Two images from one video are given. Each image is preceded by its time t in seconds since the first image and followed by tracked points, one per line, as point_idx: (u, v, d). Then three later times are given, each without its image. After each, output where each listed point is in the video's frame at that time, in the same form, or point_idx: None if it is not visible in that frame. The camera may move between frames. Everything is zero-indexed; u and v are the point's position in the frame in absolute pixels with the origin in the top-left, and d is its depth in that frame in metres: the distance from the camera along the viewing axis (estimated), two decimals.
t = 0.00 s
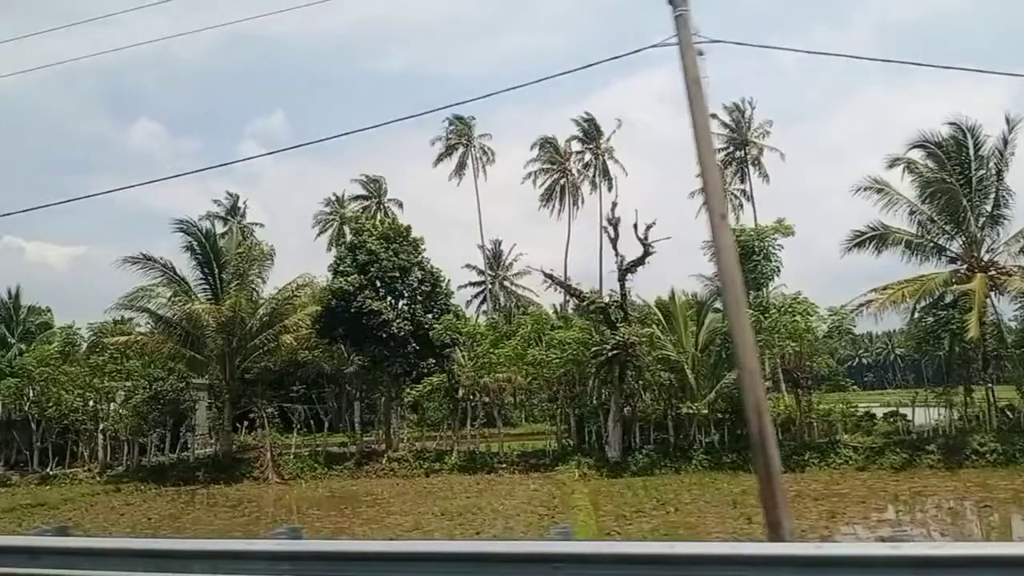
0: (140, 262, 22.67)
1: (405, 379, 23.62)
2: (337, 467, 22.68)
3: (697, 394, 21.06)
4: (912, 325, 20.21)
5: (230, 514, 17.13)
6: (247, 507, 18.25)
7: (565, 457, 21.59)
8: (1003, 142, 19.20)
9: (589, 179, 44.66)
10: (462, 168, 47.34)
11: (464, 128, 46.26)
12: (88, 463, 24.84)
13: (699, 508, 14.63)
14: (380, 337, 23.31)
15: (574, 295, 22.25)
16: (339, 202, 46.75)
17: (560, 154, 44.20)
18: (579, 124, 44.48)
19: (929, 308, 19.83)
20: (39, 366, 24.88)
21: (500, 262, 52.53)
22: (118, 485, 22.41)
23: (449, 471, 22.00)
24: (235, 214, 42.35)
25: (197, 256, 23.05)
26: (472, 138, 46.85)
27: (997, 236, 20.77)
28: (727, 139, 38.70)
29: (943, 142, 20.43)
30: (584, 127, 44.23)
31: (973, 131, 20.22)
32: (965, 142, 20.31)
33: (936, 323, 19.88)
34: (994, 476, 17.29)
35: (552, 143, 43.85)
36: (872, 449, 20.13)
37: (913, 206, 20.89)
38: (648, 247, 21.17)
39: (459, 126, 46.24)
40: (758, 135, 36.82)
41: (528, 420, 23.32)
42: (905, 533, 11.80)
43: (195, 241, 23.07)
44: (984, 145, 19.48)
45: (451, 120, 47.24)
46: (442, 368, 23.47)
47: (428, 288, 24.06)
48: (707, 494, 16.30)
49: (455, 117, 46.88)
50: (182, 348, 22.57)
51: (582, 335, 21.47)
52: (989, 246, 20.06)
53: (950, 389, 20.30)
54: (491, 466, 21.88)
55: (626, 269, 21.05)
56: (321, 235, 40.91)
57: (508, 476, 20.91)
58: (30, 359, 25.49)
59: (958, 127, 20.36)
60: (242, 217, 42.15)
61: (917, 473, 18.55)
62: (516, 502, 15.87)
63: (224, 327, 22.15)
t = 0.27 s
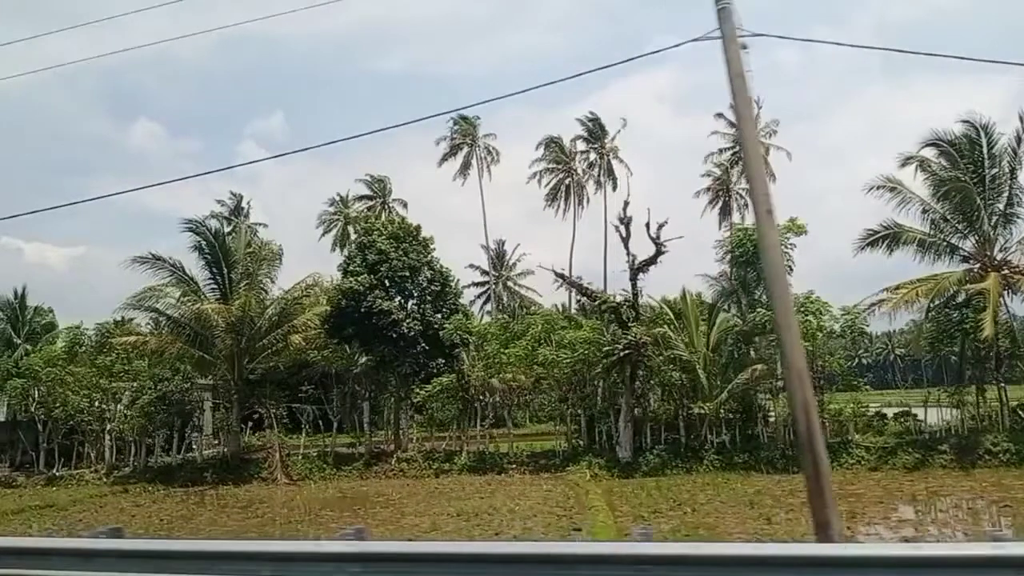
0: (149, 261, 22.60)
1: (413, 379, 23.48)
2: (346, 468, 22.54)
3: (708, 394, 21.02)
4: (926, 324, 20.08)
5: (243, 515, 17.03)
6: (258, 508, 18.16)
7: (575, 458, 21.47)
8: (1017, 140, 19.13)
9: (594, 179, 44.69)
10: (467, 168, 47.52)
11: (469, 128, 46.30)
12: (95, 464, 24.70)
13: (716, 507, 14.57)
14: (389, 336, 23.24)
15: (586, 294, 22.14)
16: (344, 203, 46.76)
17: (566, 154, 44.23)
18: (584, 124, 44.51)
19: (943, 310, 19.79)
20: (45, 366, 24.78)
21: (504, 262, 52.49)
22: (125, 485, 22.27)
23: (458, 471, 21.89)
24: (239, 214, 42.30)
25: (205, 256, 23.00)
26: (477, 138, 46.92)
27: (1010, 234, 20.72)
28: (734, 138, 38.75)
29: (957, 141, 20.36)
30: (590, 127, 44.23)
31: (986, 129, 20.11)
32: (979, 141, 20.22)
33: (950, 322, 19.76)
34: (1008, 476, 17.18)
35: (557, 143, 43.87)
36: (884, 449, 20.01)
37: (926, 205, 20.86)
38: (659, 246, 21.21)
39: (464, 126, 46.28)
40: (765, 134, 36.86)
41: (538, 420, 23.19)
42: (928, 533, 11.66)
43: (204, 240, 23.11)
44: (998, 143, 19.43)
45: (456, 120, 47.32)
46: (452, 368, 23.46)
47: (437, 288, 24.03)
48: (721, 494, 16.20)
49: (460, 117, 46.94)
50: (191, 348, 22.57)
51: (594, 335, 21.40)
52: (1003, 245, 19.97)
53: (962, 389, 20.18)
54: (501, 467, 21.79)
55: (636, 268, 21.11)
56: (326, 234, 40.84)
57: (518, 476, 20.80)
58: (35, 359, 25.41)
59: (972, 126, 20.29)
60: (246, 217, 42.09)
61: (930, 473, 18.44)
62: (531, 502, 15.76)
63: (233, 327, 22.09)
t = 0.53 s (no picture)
0: (153, 261, 22.37)
1: (419, 379, 23.32)
2: (352, 469, 22.39)
3: (716, 393, 21.00)
4: (935, 322, 20.02)
5: (253, 517, 16.89)
6: (267, 510, 18.04)
7: (584, 458, 21.38)
8: None
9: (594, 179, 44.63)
10: (466, 168, 47.41)
11: (468, 127, 46.17)
12: (98, 466, 24.50)
13: (731, 506, 14.51)
14: (395, 337, 23.10)
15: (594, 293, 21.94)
16: (343, 203, 46.55)
17: (566, 153, 44.14)
18: (584, 124, 44.43)
19: (954, 308, 19.68)
20: (47, 368, 24.56)
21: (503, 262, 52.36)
22: (129, 488, 22.08)
23: (466, 471, 21.79)
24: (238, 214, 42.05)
25: (208, 257, 22.77)
26: (476, 138, 46.77)
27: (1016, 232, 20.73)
28: (735, 137, 38.77)
29: (964, 139, 20.34)
30: (589, 126, 44.15)
31: (995, 127, 20.08)
32: (987, 138, 20.19)
33: (959, 320, 19.61)
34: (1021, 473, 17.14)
35: (558, 143, 43.78)
36: (894, 446, 19.92)
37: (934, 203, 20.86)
38: (667, 245, 21.13)
39: (464, 126, 46.15)
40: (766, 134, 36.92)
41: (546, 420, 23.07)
42: (950, 530, 11.59)
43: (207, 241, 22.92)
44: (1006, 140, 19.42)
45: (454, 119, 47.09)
46: (458, 368, 23.19)
47: (443, 288, 23.83)
48: (735, 493, 16.08)
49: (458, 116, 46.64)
50: (194, 349, 22.30)
51: (602, 335, 21.29)
52: (1010, 242, 19.99)
53: (971, 386, 20.14)
54: (507, 467, 21.69)
55: (644, 267, 21.07)
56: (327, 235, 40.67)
57: (527, 477, 20.69)
58: (36, 361, 25.18)
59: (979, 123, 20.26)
60: (245, 218, 41.87)
61: (941, 470, 18.38)
62: (544, 502, 15.62)
63: (237, 328, 21.94)
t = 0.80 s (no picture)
0: (161, 261, 22.11)
1: (430, 379, 23.22)
2: (363, 468, 22.36)
3: (729, 392, 20.93)
4: (947, 320, 19.96)
5: (269, 517, 16.82)
6: (282, 510, 17.99)
7: (596, 457, 21.36)
8: None
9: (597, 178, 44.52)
10: (468, 168, 47.21)
11: (470, 127, 46.02)
12: (107, 466, 24.42)
13: (750, 506, 14.46)
14: (405, 336, 22.89)
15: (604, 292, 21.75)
16: (345, 202, 46.39)
17: (569, 151, 44.01)
18: (585, 122, 44.27)
19: (968, 305, 19.53)
20: (54, 368, 24.42)
21: (505, 261, 52.21)
22: (140, 488, 22.02)
23: (478, 471, 21.74)
24: (241, 214, 41.89)
25: (217, 256, 22.55)
26: (478, 137, 46.53)
27: None
28: (738, 135, 38.62)
29: (974, 135, 20.29)
30: (592, 124, 43.98)
31: (1005, 123, 20.03)
32: (997, 135, 20.12)
33: (972, 319, 19.52)
34: None
35: (560, 142, 43.61)
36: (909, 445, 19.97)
37: (945, 200, 20.79)
38: (678, 243, 20.96)
39: (465, 125, 45.99)
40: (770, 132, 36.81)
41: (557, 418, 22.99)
42: (976, 528, 11.58)
43: (214, 240, 22.68)
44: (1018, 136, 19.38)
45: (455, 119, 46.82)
46: (469, 368, 23.16)
47: (452, 287, 23.72)
48: (753, 493, 16.04)
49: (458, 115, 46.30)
50: (204, 349, 22.17)
51: (613, 334, 21.18)
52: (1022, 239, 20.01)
53: (984, 384, 20.14)
54: (519, 467, 21.63)
55: (656, 265, 20.94)
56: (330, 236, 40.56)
57: (540, 476, 20.65)
58: (43, 362, 25.03)
59: (989, 120, 20.21)
60: (247, 218, 41.70)
61: (957, 468, 18.37)
62: (562, 501, 15.56)
63: (246, 328, 21.78)
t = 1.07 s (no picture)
0: (176, 259, 22.27)
1: (449, 378, 23.18)
2: (383, 466, 22.44)
3: (750, 394, 20.95)
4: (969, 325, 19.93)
5: (292, 514, 16.81)
6: (304, 507, 17.98)
7: (616, 458, 21.44)
8: None
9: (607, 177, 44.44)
10: (478, 167, 47.14)
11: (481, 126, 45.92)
12: (126, 462, 24.54)
13: (778, 507, 14.42)
14: (423, 335, 22.90)
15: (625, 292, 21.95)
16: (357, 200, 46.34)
17: (580, 151, 43.93)
18: (596, 121, 44.14)
19: (991, 308, 19.52)
20: (71, 364, 24.45)
21: (515, 261, 52.19)
22: (161, 484, 22.17)
23: (497, 470, 21.78)
24: (252, 212, 41.86)
25: (234, 254, 22.70)
26: (489, 137, 46.39)
27: None
28: (751, 136, 38.47)
29: (995, 136, 20.22)
30: (602, 124, 43.86)
31: None
32: (1017, 135, 20.08)
33: (993, 322, 19.66)
34: None
35: (571, 141, 43.54)
36: (932, 448, 20.04)
37: (965, 201, 20.72)
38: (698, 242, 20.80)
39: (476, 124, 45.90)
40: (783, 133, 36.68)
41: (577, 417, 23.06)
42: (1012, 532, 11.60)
43: (232, 237, 22.81)
44: None
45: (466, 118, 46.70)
46: (488, 367, 23.15)
47: (469, 286, 23.64)
48: (780, 495, 15.98)
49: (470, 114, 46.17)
50: (224, 347, 22.21)
51: (632, 334, 21.12)
52: None
53: (1008, 388, 19.97)
54: (537, 466, 21.74)
55: (675, 265, 20.82)
56: (342, 234, 40.54)
57: (560, 476, 20.66)
58: (60, 357, 25.03)
59: (1009, 120, 20.16)
60: (258, 215, 41.67)
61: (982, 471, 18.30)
62: (587, 501, 15.50)
63: (265, 325, 21.70)
